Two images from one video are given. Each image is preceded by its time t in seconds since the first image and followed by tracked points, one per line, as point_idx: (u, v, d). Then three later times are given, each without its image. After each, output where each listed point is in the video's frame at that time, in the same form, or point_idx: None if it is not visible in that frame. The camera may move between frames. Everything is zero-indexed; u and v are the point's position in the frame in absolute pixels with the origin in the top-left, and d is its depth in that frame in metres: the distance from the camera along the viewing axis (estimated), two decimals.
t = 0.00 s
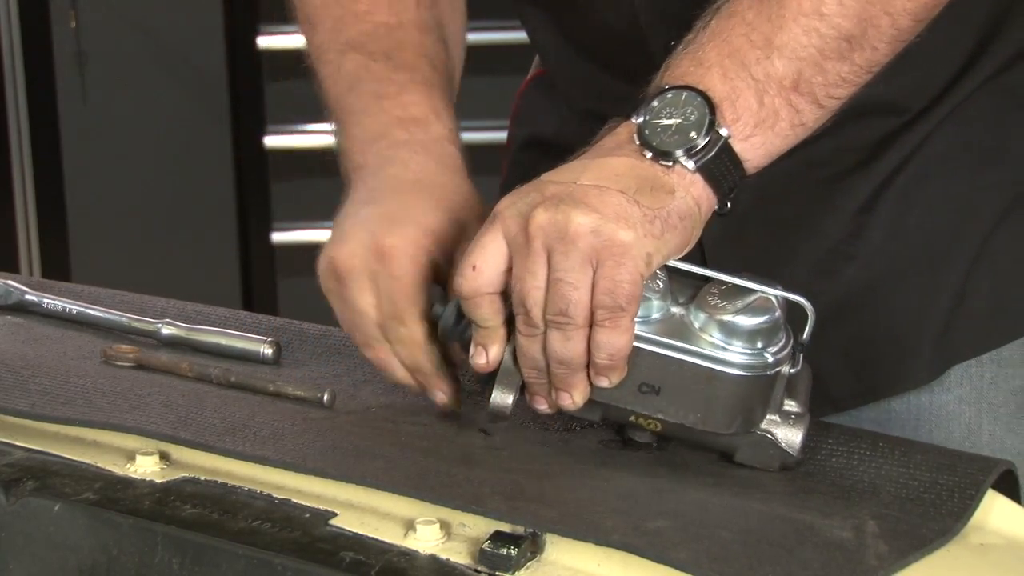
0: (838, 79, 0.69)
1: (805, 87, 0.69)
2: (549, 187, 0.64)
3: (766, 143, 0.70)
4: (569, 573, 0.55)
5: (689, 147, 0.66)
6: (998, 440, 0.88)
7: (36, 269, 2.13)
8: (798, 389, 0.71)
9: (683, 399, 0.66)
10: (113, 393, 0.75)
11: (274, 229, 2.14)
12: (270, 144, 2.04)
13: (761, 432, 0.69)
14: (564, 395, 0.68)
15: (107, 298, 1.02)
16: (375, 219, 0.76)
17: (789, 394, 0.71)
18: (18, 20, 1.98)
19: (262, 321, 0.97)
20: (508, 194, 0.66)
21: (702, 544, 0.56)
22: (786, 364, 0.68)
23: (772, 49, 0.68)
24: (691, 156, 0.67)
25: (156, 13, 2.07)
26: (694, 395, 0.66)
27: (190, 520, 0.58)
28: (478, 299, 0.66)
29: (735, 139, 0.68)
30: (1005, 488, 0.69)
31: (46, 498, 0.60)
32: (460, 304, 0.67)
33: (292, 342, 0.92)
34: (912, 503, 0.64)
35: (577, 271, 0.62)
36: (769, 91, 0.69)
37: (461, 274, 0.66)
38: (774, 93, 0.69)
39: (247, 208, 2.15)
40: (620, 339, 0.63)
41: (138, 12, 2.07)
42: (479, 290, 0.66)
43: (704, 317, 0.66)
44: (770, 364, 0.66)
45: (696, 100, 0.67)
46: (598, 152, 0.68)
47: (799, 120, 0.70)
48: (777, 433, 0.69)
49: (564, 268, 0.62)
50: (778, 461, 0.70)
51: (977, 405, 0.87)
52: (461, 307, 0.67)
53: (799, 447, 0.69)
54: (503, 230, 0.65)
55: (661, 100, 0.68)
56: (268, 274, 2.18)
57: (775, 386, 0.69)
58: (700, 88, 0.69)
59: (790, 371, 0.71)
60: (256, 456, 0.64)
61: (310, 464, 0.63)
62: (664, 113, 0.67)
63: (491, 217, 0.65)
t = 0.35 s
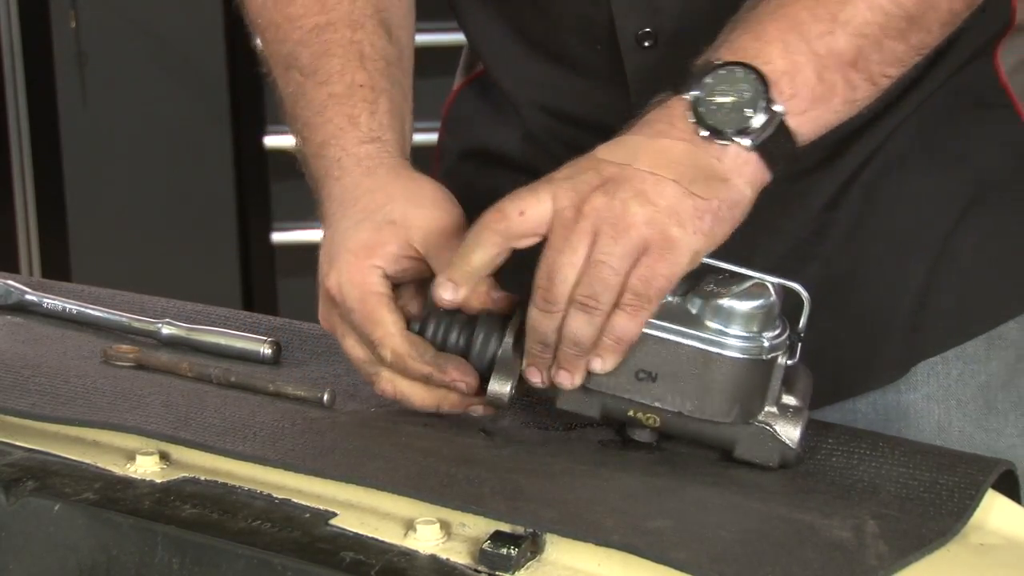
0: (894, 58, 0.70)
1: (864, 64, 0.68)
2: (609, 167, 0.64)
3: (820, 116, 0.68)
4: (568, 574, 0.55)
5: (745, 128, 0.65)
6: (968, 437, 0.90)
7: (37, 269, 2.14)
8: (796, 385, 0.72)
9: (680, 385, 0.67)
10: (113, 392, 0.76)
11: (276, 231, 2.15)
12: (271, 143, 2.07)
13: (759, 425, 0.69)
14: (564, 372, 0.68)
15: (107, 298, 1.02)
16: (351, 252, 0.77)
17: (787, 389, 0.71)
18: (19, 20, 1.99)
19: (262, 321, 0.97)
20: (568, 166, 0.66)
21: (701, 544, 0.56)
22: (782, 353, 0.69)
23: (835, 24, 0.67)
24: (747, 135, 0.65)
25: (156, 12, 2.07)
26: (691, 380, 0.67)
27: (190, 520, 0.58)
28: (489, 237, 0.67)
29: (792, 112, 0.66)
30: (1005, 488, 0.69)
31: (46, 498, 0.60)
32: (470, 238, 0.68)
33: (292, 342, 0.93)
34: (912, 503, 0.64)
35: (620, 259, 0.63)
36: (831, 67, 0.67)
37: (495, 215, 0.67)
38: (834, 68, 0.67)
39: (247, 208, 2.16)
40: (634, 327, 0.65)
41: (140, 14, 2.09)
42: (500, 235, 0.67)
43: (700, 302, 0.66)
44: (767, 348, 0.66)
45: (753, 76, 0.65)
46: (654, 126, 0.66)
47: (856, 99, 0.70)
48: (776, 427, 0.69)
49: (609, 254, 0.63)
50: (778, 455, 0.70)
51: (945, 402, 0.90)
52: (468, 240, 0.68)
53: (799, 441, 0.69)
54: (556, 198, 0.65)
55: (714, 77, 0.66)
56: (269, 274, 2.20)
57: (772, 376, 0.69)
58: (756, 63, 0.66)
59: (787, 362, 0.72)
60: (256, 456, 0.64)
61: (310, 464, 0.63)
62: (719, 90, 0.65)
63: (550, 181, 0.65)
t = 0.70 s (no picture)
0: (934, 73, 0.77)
1: (912, 86, 0.75)
2: (688, 183, 0.67)
3: (880, 138, 0.75)
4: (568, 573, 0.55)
5: (815, 152, 0.69)
6: (909, 427, 1.03)
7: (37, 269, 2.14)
8: (791, 384, 0.72)
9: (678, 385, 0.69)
10: (113, 392, 0.76)
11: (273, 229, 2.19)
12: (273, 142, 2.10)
13: (756, 423, 0.70)
14: (640, 389, 0.68)
15: (107, 298, 1.02)
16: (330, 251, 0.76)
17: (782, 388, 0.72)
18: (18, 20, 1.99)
19: (262, 321, 0.97)
20: (642, 182, 0.68)
21: (701, 544, 0.56)
22: (775, 351, 0.69)
23: (892, 52, 0.74)
24: (820, 160, 0.69)
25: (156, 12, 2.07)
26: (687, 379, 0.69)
27: (190, 520, 0.58)
28: (583, 284, 0.67)
29: (859, 136, 0.73)
30: (1005, 488, 0.69)
31: (45, 498, 0.60)
32: (563, 288, 0.68)
33: (292, 341, 0.93)
34: (912, 503, 0.64)
35: (711, 268, 0.65)
36: (886, 92, 0.74)
37: (582, 260, 0.66)
38: (890, 91, 0.74)
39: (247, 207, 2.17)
40: (729, 343, 0.65)
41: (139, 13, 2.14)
42: (587, 276, 0.67)
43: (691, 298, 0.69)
44: (760, 344, 0.68)
45: (818, 104, 0.70)
46: (722, 148, 0.69)
47: (901, 120, 0.76)
48: (772, 426, 0.70)
49: (698, 264, 0.65)
50: (775, 453, 0.70)
51: (885, 395, 1.02)
52: (564, 293, 0.68)
53: (796, 441, 0.70)
54: (635, 218, 0.66)
55: (784, 106, 0.70)
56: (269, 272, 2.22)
57: (767, 376, 0.70)
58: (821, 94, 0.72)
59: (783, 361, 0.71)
60: (257, 455, 0.64)
61: (310, 464, 0.63)
62: (788, 118, 0.69)
63: (623, 202, 0.67)
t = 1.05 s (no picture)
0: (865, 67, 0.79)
1: (840, 77, 0.78)
2: (610, 167, 0.68)
3: (805, 129, 0.77)
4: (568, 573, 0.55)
5: (741, 135, 0.71)
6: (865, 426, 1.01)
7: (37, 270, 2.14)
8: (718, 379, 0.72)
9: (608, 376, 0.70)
10: (113, 392, 0.76)
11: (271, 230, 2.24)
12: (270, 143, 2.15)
13: (678, 416, 0.71)
14: (568, 376, 0.68)
15: (108, 298, 1.02)
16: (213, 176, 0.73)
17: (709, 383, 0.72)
18: (19, 20, 2.02)
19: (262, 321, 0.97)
20: (564, 169, 0.69)
21: (700, 545, 0.56)
22: (701, 344, 0.70)
23: (818, 41, 0.76)
24: (744, 143, 0.71)
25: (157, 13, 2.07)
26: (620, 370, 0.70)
27: (190, 520, 0.58)
28: (506, 267, 0.68)
29: (783, 124, 0.75)
30: (1004, 488, 0.69)
31: (45, 498, 0.60)
32: (487, 273, 0.68)
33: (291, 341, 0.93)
34: (910, 500, 0.65)
35: (633, 247, 0.66)
36: (813, 81, 0.76)
37: (506, 243, 0.68)
38: (816, 82, 0.77)
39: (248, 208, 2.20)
40: (656, 323, 0.66)
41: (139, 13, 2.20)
42: (509, 257, 0.68)
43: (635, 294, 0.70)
44: (682, 333, 0.69)
45: (743, 90, 0.72)
46: (647, 134, 0.72)
47: (831, 109, 0.78)
48: (696, 419, 0.70)
49: (621, 244, 0.66)
50: (699, 448, 0.70)
51: (839, 394, 1.01)
52: (488, 276, 0.69)
53: (718, 437, 0.70)
54: (557, 201, 0.68)
55: (709, 90, 0.72)
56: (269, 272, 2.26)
57: (690, 369, 0.71)
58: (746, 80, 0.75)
59: (708, 353, 0.71)
60: (256, 455, 0.64)
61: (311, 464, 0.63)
62: (712, 103, 0.71)
63: (545, 186, 0.68)
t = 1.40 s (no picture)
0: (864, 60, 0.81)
1: (842, 69, 0.80)
2: (616, 167, 0.71)
3: (809, 121, 0.79)
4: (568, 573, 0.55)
5: (743, 129, 0.73)
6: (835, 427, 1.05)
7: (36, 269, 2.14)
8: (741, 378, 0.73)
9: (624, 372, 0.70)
10: (113, 392, 0.76)
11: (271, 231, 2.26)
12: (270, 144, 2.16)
13: (701, 413, 0.70)
14: (587, 375, 0.69)
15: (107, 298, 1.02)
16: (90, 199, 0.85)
17: (732, 382, 0.72)
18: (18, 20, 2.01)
19: (263, 321, 0.97)
20: (570, 174, 0.72)
21: (700, 545, 0.56)
22: (720, 341, 0.70)
23: (818, 34, 0.78)
24: (748, 137, 0.73)
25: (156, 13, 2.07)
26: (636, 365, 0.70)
27: (190, 521, 0.58)
28: (517, 270, 0.70)
29: (785, 118, 0.77)
30: (1004, 487, 0.69)
31: (45, 498, 0.60)
32: (499, 279, 0.71)
33: (292, 341, 0.93)
34: (911, 501, 0.65)
35: (644, 241, 0.68)
36: (815, 74, 0.78)
37: (516, 247, 0.70)
38: (818, 75, 0.79)
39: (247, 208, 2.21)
40: (673, 313, 0.67)
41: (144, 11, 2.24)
42: (519, 261, 0.70)
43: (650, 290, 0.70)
44: (699, 328, 0.69)
45: (744, 84, 0.74)
46: (651, 132, 0.74)
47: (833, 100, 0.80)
48: (719, 416, 0.70)
49: (632, 240, 0.68)
50: (724, 445, 0.70)
51: (812, 398, 1.04)
52: (500, 283, 0.71)
53: (743, 434, 0.70)
54: (565, 203, 0.70)
55: (711, 85, 0.74)
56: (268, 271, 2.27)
57: (711, 365, 0.71)
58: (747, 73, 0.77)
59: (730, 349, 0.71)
60: (256, 456, 0.64)
61: (311, 464, 0.63)
62: (714, 98, 0.74)
63: (553, 190, 0.71)
